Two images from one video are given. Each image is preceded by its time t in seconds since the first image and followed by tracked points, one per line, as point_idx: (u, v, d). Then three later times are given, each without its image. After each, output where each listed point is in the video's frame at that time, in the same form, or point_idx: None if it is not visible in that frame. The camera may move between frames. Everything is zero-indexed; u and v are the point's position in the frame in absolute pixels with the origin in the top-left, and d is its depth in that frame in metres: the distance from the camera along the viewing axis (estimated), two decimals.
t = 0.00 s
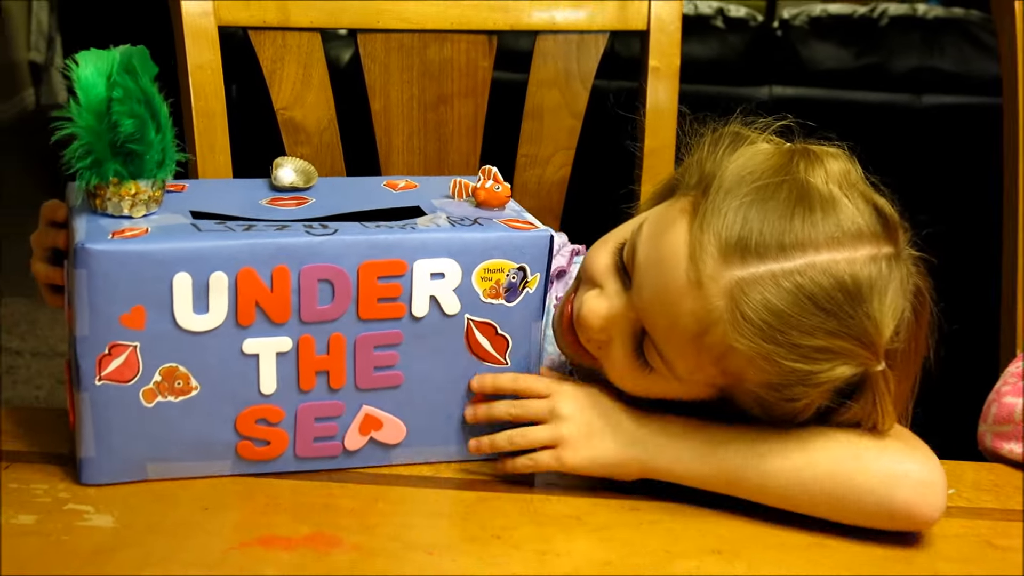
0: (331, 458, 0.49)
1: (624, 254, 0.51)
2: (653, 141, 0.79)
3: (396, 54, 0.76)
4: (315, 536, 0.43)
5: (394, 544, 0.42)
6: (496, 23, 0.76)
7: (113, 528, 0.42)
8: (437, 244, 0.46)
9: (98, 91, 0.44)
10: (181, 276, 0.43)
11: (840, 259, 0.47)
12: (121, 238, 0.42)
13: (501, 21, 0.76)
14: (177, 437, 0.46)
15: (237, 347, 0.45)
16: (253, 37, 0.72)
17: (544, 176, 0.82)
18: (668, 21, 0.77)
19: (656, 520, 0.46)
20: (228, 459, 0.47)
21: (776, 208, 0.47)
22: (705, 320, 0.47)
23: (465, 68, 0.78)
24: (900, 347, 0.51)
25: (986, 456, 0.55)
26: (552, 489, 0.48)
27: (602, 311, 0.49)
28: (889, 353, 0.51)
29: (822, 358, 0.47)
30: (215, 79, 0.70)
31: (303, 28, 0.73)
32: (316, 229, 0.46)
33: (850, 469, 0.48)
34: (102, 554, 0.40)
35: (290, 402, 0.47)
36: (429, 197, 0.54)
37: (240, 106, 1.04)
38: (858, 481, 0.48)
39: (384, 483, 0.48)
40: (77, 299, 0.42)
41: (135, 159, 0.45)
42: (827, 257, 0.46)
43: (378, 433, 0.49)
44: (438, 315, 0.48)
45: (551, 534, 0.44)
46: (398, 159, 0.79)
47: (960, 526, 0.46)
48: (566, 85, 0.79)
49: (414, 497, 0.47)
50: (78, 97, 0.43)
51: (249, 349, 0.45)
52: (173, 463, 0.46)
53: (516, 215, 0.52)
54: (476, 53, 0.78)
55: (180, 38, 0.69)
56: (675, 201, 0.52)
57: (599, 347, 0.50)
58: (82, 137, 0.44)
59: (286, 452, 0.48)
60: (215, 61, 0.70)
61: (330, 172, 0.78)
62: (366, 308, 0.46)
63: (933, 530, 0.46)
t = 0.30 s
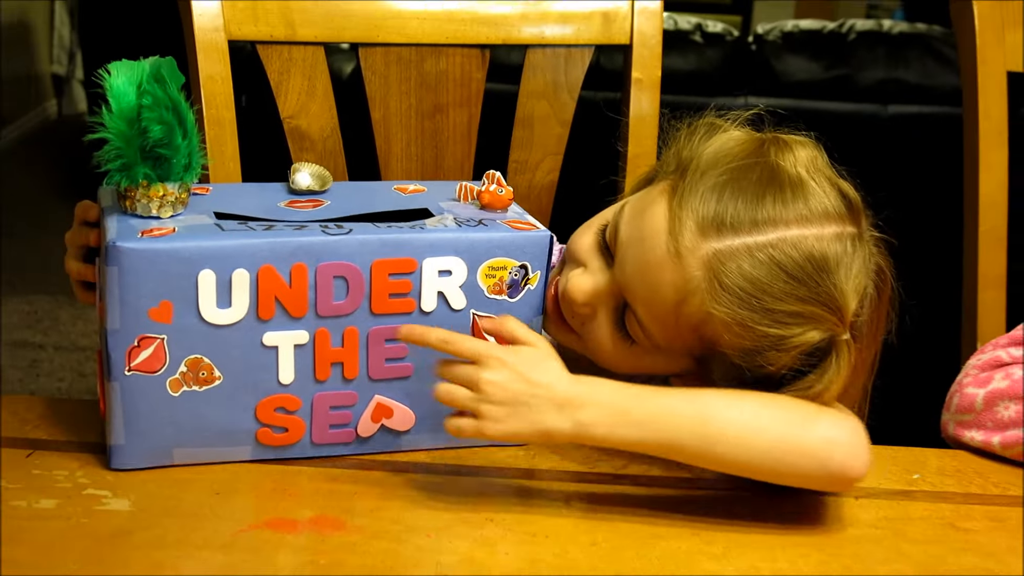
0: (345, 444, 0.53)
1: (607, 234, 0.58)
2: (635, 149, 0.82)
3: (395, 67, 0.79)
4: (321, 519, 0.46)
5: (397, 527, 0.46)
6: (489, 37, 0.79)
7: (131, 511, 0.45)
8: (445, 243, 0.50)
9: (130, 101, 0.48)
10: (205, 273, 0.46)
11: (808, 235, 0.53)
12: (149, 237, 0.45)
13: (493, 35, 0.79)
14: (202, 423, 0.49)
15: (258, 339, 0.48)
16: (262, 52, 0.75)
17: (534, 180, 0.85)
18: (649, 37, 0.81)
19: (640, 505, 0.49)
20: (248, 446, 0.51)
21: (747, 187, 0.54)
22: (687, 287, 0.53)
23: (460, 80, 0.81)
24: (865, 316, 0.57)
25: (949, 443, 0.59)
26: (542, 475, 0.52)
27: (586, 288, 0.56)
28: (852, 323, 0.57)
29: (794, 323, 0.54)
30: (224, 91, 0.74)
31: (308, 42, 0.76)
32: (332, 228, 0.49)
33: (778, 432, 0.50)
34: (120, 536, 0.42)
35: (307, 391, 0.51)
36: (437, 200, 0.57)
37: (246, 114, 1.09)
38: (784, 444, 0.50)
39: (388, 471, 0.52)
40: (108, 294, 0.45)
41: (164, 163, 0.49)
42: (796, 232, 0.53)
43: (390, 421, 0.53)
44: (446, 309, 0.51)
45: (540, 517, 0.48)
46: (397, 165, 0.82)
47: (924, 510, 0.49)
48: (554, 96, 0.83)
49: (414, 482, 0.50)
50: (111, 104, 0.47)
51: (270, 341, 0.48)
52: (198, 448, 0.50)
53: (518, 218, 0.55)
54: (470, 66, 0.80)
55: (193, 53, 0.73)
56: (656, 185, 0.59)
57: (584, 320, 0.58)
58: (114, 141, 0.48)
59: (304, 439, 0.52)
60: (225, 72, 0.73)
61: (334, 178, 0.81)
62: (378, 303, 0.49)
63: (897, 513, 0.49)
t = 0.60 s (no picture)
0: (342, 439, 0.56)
1: (585, 233, 0.62)
2: (624, 160, 0.86)
3: (398, 83, 0.82)
4: (331, 509, 0.50)
5: (400, 515, 0.50)
6: (485, 55, 0.82)
7: (151, 500, 0.49)
8: (436, 249, 0.53)
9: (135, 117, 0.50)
10: (209, 278, 0.48)
11: (776, 229, 0.57)
12: (155, 245, 0.48)
13: (490, 53, 0.82)
14: (207, 419, 0.52)
15: (259, 340, 0.51)
16: (273, 69, 0.78)
17: (528, 190, 0.88)
18: (636, 53, 0.84)
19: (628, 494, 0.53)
20: (252, 441, 0.54)
21: (717, 185, 0.58)
22: (663, 280, 0.56)
23: (459, 95, 0.84)
24: (830, 307, 0.61)
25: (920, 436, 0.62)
26: (534, 465, 0.55)
27: (567, 286, 0.59)
28: (816, 313, 0.60)
29: (764, 312, 0.57)
30: (238, 105, 0.77)
31: (316, 60, 0.79)
32: (328, 235, 0.52)
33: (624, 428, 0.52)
34: (142, 523, 0.47)
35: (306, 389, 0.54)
36: (429, 209, 0.60)
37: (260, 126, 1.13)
38: (624, 441, 0.52)
39: (391, 464, 0.55)
40: (117, 298, 0.48)
41: (169, 174, 0.51)
42: (765, 226, 0.57)
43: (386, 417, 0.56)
44: (437, 311, 0.55)
45: (531, 506, 0.51)
46: (400, 175, 0.85)
47: (897, 498, 0.52)
48: (547, 110, 0.86)
49: (415, 475, 0.54)
50: (119, 119, 0.50)
51: (270, 343, 0.51)
52: (203, 443, 0.53)
53: (505, 225, 0.58)
54: (468, 82, 0.83)
55: (207, 70, 0.76)
56: (632, 186, 0.63)
57: (566, 316, 0.60)
58: (122, 154, 0.50)
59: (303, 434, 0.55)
60: (238, 87, 0.76)
61: (341, 188, 0.84)
62: (373, 306, 0.53)
63: (871, 501, 0.52)
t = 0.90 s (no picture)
0: (345, 433, 0.59)
1: (577, 233, 0.64)
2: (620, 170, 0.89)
3: (406, 98, 0.85)
4: (342, 497, 0.53)
5: (405, 503, 0.53)
6: (488, 71, 0.85)
7: (172, 489, 0.53)
8: (432, 251, 0.56)
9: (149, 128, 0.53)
10: (217, 279, 0.52)
11: (758, 228, 0.60)
12: (167, 249, 0.51)
13: (492, 69, 0.85)
14: (216, 413, 0.55)
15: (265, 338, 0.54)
16: (289, 83, 0.81)
17: (528, 198, 0.91)
18: (629, 70, 0.88)
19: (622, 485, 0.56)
20: (260, 434, 0.57)
21: (702, 187, 0.61)
22: (652, 275, 0.59)
23: (463, 109, 0.87)
24: (807, 302, 0.64)
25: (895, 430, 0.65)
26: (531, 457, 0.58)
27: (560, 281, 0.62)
28: (796, 308, 0.64)
29: (747, 306, 0.61)
30: (254, 118, 0.80)
31: (328, 75, 0.82)
32: (331, 239, 0.55)
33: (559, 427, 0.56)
34: (162, 513, 0.50)
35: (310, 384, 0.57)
36: (427, 215, 0.63)
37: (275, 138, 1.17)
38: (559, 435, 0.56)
39: (397, 455, 0.58)
40: (131, 298, 0.51)
41: (181, 183, 0.54)
42: (748, 226, 0.60)
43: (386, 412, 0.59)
44: (434, 311, 0.57)
45: (528, 496, 0.54)
46: (407, 184, 0.88)
47: (874, 489, 0.55)
48: (546, 124, 0.89)
49: (422, 466, 0.57)
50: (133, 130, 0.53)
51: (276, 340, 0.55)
52: (212, 436, 0.56)
53: (499, 229, 0.61)
54: (471, 96, 0.86)
55: (227, 85, 0.79)
56: (619, 189, 0.66)
57: (560, 310, 0.63)
58: (135, 163, 0.53)
59: (309, 427, 0.58)
60: (256, 102, 0.80)
61: (350, 197, 0.87)
62: (373, 306, 0.56)
63: (850, 492, 0.55)
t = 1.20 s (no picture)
0: (363, 424, 0.62)
1: (592, 223, 0.71)
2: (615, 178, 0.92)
3: (411, 110, 0.89)
4: (348, 486, 0.56)
5: (409, 492, 0.56)
6: (489, 84, 0.89)
7: (188, 478, 0.56)
8: (447, 255, 0.59)
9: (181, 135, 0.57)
10: (244, 278, 0.55)
11: (735, 145, 0.73)
12: (198, 248, 0.55)
13: (493, 82, 0.89)
14: (241, 403, 0.59)
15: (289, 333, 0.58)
16: (300, 96, 0.85)
17: (527, 206, 0.94)
18: (622, 84, 0.91)
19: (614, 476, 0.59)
20: (282, 425, 0.60)
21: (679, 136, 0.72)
22: (693, 215, 0.69)
23: (465, 121, 0.90)
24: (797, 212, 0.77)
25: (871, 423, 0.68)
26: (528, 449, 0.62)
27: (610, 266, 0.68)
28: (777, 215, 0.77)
29: (763, 208, 0.73)
30: (268, 129, 0.84)
31: (337, 88, 0.85)
32: (352, 242, 0.59)
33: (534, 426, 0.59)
34: (180, 500, 0.54)
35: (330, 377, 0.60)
36: (441, 223, 0.66)
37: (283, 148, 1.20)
38: (533, 432, 0.59)
39: (401, 447, 0.62)
40: (163, 295, 0.54)
41: (210, 187, 0.57)
42: (730, 145, 0.73)
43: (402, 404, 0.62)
44: (448, 311, 0.60)
45: (526, 486, 0.58)
46: (412, 192, 0.92)
47: (852, 480, 0.58)
48: (544, 135, 0.92)
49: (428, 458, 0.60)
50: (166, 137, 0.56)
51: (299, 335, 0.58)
52: (237, 426, 0.59)
53: (509, 236, 0.64)
54: (473, 108, 0.89)
55: (242, 99, 0.83)
56: (601, 173, 0.74)
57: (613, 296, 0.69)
58: (168, 168, 0.56)
59: (329, 418, 0.61)
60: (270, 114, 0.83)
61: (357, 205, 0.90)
62: (390, 305, 0.59)
63: (829, 482, 0.58)
